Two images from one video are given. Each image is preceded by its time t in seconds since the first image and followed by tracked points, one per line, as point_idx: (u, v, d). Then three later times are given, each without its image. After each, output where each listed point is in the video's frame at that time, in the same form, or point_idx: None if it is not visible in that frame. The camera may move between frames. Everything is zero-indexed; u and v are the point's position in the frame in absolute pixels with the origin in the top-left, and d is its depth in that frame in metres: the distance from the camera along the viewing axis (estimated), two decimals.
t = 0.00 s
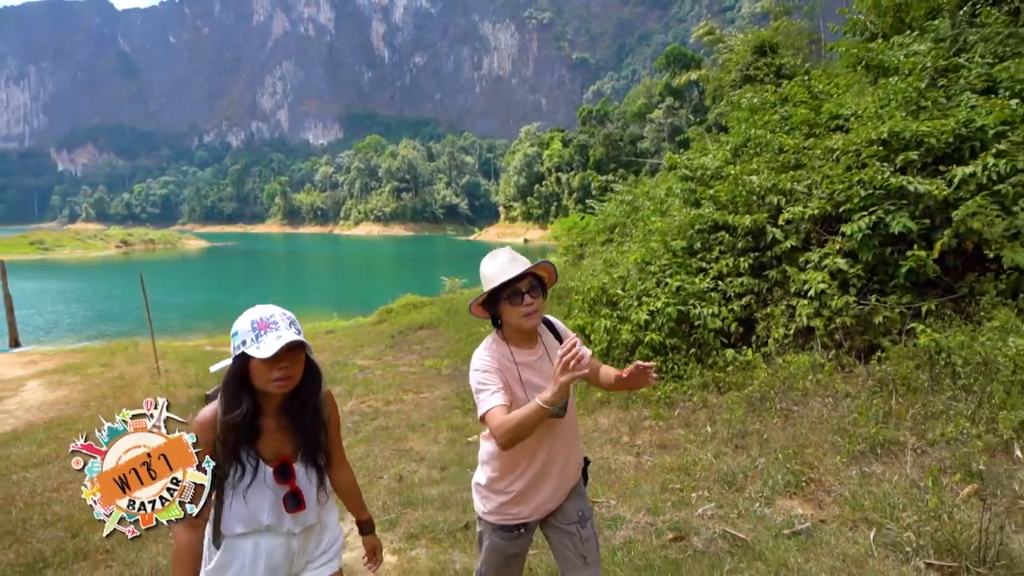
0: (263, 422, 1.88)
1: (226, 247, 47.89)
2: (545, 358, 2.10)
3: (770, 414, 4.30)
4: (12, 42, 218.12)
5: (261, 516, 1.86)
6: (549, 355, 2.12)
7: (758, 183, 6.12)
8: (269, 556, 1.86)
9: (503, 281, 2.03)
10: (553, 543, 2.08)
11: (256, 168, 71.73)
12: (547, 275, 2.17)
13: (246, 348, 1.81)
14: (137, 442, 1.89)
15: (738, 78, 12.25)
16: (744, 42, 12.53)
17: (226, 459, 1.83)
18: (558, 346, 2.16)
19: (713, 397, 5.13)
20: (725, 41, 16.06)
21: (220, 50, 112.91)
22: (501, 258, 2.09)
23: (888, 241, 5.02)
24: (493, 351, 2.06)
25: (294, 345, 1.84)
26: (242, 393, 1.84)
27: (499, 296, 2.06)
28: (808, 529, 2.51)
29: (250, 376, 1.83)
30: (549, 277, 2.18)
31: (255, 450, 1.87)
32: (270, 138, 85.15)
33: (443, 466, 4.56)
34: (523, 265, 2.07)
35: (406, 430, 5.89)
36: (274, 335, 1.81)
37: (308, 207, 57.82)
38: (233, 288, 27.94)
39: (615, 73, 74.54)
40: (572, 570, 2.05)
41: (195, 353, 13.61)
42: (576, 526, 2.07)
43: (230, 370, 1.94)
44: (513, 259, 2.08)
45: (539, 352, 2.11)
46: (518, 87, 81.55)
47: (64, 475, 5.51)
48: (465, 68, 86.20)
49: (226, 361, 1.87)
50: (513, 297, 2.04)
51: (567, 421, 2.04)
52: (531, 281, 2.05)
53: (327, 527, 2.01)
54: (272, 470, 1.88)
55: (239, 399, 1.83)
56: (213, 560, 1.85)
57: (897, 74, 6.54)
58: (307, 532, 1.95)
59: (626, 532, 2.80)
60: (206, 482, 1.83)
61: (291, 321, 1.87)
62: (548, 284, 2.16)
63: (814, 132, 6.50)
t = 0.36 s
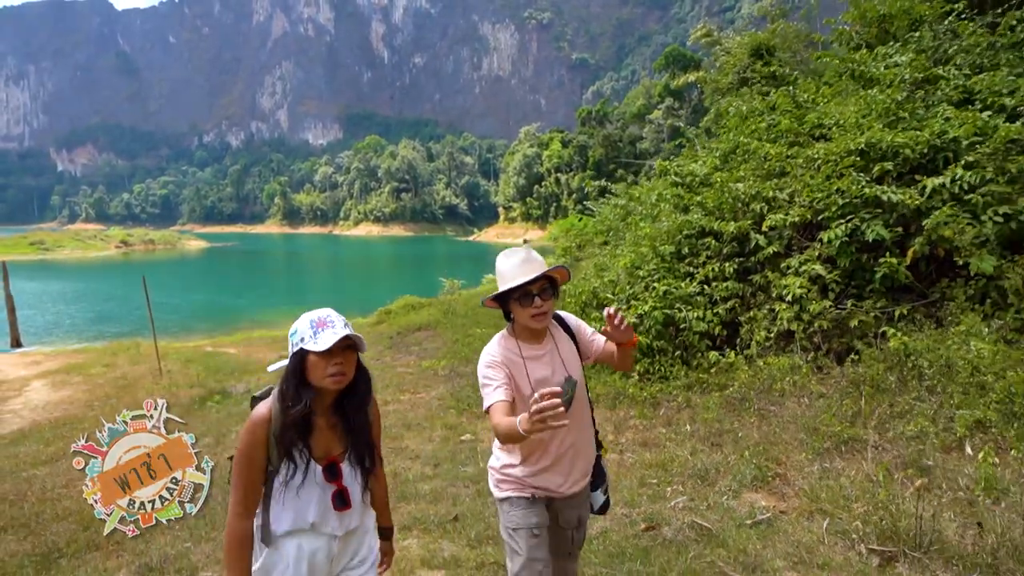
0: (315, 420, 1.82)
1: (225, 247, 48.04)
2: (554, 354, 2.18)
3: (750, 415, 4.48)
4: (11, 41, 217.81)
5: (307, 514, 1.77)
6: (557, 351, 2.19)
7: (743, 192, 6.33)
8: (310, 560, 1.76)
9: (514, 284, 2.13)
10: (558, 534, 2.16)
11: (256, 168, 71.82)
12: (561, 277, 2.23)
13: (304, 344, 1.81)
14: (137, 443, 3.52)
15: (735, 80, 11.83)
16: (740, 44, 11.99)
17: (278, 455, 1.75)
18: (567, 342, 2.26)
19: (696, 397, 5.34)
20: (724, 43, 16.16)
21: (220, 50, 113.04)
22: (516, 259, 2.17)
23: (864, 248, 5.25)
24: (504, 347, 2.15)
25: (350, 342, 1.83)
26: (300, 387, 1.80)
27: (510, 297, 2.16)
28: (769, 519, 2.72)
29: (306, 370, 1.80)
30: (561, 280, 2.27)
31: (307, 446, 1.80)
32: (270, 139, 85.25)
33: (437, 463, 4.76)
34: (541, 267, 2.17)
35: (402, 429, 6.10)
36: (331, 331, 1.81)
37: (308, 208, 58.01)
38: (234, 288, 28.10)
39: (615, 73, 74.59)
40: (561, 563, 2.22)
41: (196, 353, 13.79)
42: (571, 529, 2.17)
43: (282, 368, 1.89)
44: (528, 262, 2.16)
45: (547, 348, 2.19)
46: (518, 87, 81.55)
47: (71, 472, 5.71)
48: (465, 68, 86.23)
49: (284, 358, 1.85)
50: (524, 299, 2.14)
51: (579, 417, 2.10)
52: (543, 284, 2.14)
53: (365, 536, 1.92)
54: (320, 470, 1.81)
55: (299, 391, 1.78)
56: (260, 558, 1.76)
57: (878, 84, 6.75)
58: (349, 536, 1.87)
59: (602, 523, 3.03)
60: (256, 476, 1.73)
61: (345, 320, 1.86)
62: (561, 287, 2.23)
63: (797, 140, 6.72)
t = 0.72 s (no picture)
0: (323, 410, 1.89)
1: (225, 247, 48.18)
2: (529, 368, 2.05)
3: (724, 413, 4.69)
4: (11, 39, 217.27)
5: (308, 498, 1.82)
6: (532, 366, 2.05)
7: (725, 199, 6.52)
8: (308, 540, 1.80)
9: (481, 296, 2.02)
10: (540, 554, 2.09)
11: (256, 168, 72.03)
12: (530, 283, 2.12)
13: (309, 339, 1.85)
14: (139, 445, 3.91)
15: (732, 84, 11.31)
16: (739, 45, 11.45)
17: (283, 441, 1.83)
18: (543, 353, 2.13)
19: (676, 395, 5.55)
20: (721, 46, 16.13)
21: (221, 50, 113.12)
22: (480, 269, 2.07)
23: (841, 252, 5.43)
24: (474, 367, 2.01)
25: (351, 335, 1.85)
26: (305, 378, 1.87)
27: (480, 307, 2.04)
28: (731, 510, 2.92)
29: (311, 364, 1.86)
30: (531, 289, 2.15)
31: (312, 436, 1.86)
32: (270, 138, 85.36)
33: (426, 459, 4.97)
34: (509, 275, 2.06)
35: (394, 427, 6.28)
36: (332, 326, 1.83)
37: (308, 208, 58.20)
38: (234, 288, 28.27)
39: (615, 73, 74.69)
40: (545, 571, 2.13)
41: (195, 354, 13.98)
42: (557, 547, 2.09)
43: (297, 362, 1.97)
44: (499, 272, 2.06)
45: (523, 362, 2.05)
46: (518, 87, 81.60)
47: (72, 469, 5.88)
48: (465, 68, 86.25)
49: (293, 353, 1.91)
50: (493, 310, 2.03)
51: (556, 428, 2.02)
52: (511, 292, 2.03)
53: (367, 530, 1.92)
54: (324, 459, 1.86)
55: (304, 383, 1.85)
56: (261, 532, 1.85)
57: (858, 92, 6.92)
58: (349, 526, 1.87)
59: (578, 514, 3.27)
60: (260, 456, 1.86)
61: (353, 317, 1.89)
62: (532, 294, 2.12)
63: (779, 146, 6.89)
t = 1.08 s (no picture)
0: (330, 436, 1.95)
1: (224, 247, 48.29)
2: (550, 393, 2.10)
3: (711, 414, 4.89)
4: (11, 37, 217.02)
5: (327, 529, 1.89)
6: (553, 390, 2.10)
7: (713, 206, 6.69)
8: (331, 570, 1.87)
9: (507, 319, 2.04)
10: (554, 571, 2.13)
11: (256, 168, 72.17)
12: (557, 310, 2.14)
13: (310, 368, 1.92)
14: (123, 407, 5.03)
15: (729, 86, 11.33)
16: (737, 48, 11.50)
17: (295, 470, 1.89)
18: (563, 376, 2.17)
19: (664, 398, 5.74)
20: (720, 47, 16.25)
21: (221, 49, 113.22)
22: (508, 291, 2.09)
23: (822, 260, 5.63)
24: (497, 383, 2.05)
25: (352, 365, 1.93)
26: (309, 408, 1.94)
27: (503, 332, 2.06)
28: (705, 507, 3.11)
29: (314, 394, 1.93)
30: (558, 312, 2.17)
31: (323, 464, 1.92)
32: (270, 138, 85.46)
33: (420, 459, 5.17)
34: (538, 302, 2.08)
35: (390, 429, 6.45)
36: (333, 356, 1.90)
37: (307, 207, 58.33)
38: (234, 288, 28.40)
39: (615, 73, 74.80)
40: None
41: (196, 354, 14.14)
42: (577, 544, 2.11)
43: (299, 388, 2.03)
44: (522, 297, 2.07)
45: (543, 387, 2.09)
46: (518, 87, 81.67)
47: (80, 468, 6.07)
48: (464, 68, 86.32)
49: (296, 381, 1.98)
50: (518, 334, 2.03)
51: (571, 457, 2.09)
52: (539, 318, 2.05)
53: (386, 553, 2.00)
54: (337, 485, 1.93)
55: (308, 414, 1.92)
56: (282, 567, 1.90)
57: (844, 102, 7.09)
58: (367, 554, 1.94)
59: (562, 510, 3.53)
60: (273, 487, 1.90)
61: (353, 341, 1.95)
62: (557, 321, 2.14)
63: (767, 155, 7.07)
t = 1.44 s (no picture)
0: (362, 430, 1.99)
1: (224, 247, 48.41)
2: (611, 373, 2.02)
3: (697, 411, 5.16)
4: (12, 39, 217.38)
5: (362, 518, 1.99)
6: (614, 370, 2.03)
7: (705, 212, 6.87)
8: (368, 559, 1.99)
9: (576, 296, 1.98)
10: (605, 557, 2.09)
11: (256, 168, 72.36)
12: (619, 291, 2.09)
13: (347, 369, 1.94)
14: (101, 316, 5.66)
15: (728, 88, 11.49)
16: (735, 51, 11.70)
17: (330, 465, 1.94)
18: (622, 361, 2.09)
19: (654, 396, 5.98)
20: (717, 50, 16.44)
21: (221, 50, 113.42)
22: (576, 271, 2.04)
23: (808, 264, 5.79)
24: (561, 362, 1.98)
25: (391, 370, 1.96)
26: (342, 408, 1.95)
27: (571, 308, 1.99)
28: (686, 499, 3.33)
29: (351, 394, 1.95)
30: (620, 294, 2.12)
31: (356, 456, 1.97)
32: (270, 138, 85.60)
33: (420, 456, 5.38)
34: (600, 280, 2.03)
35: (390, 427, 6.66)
36: (373, 360, 1.93)
37: (307, 208, 58.48)
38: (235, 289, 28.57)
39: (615, 74, 74.94)
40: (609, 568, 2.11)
41: (198, 354, 14.32)
42: (624, 548, 2.12)
43: (329, 382, 2.04)
44: (588, 274, 2.03)
45: (604, 366, 2.02)
46: (518, 87, 81.80)
47: (92, 465, 6.29)
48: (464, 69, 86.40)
49: (329, 377, 2.00)
50: (585, 311, 1.98)
51: (628, 438, 2.03)
52: (604, 295, 2.00)
53: (416, 537, 2.14)
54: (371, 476, 2.00)
55: (341, 413, 1.94)
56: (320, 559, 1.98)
57: (833, 111, 7.26)
58: (400, 537, 2.09)
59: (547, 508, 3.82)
60: (309, 483, 1.93)
61: (388, 343, 2.00)
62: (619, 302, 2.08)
63: (757, 162, 7.27)
